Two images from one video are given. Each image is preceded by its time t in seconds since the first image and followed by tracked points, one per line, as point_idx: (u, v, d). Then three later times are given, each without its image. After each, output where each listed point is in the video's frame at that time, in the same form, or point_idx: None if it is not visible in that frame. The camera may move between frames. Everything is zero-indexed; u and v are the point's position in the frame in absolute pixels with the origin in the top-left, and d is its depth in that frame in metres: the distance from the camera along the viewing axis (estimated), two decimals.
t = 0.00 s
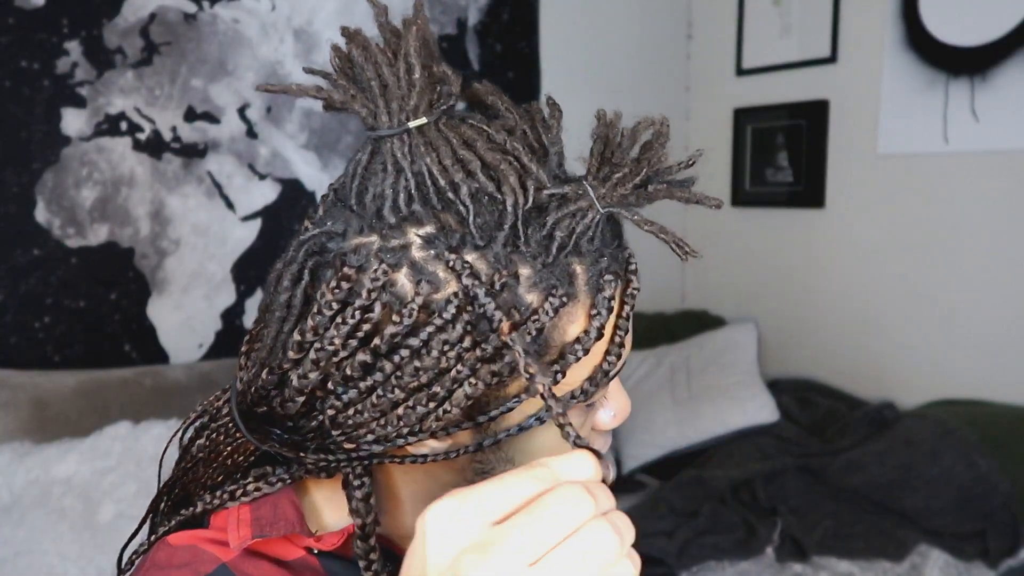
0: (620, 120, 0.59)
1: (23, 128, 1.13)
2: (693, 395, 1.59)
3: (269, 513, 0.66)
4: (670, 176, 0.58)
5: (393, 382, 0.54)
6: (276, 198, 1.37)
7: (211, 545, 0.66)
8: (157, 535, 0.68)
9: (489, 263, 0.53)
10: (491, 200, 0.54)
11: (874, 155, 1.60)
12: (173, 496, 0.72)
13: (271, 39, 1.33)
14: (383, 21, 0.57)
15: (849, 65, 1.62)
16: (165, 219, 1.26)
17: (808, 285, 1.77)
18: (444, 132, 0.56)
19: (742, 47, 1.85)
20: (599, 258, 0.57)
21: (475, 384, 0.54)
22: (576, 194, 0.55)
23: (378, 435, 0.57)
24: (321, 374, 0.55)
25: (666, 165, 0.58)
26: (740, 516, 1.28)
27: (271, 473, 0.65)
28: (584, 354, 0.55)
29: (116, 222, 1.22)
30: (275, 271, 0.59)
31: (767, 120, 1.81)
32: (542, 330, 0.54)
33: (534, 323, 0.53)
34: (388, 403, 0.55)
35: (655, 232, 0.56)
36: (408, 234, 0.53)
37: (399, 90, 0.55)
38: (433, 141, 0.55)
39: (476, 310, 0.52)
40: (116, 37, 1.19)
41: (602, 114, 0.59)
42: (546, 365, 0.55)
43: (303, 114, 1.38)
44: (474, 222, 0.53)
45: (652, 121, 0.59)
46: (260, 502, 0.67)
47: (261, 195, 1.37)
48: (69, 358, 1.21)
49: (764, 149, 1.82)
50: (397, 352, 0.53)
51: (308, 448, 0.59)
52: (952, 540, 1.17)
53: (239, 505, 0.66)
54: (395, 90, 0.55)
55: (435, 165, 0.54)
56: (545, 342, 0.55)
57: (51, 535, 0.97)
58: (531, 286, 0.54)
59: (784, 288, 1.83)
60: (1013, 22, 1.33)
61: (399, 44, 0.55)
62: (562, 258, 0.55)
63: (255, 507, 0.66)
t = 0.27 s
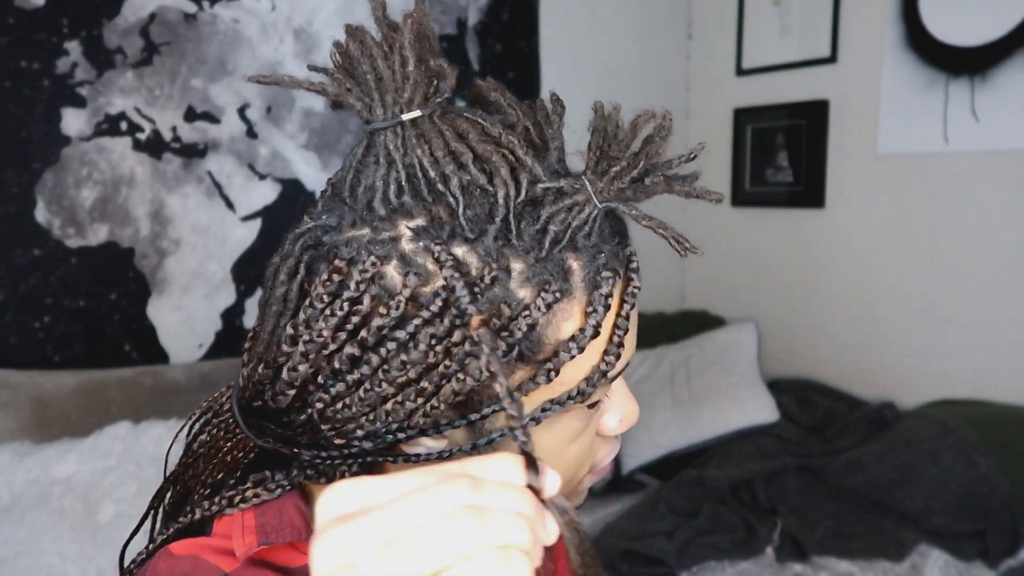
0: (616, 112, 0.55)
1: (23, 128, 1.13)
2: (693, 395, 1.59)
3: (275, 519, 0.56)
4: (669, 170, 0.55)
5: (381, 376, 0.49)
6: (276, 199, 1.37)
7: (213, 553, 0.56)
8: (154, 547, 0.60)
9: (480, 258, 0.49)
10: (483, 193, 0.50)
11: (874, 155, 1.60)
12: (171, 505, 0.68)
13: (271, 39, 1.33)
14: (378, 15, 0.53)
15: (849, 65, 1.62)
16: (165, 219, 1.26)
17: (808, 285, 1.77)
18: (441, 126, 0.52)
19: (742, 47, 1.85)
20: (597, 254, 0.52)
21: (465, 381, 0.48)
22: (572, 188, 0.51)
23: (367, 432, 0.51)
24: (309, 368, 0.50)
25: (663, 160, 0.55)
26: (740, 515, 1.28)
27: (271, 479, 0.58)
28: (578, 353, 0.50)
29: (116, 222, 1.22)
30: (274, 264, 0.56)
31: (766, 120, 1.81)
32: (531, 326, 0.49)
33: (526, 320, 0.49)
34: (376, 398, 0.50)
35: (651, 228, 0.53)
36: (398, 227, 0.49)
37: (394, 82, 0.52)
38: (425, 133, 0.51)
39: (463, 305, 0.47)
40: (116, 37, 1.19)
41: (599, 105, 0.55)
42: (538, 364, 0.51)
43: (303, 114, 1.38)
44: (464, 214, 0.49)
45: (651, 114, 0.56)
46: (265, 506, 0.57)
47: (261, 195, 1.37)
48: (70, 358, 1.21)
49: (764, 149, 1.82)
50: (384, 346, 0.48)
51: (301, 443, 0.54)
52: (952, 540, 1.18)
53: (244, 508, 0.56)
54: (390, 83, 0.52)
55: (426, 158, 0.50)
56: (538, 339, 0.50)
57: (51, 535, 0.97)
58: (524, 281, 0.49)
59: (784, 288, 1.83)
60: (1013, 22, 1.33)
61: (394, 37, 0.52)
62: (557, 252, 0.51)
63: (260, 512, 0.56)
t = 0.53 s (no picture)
0: (581, 92, 0.56)
1: (23, 128, 1.13)
2: (693, 395, 1.59)
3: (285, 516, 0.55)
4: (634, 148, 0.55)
5: (345, 358, 0.48)
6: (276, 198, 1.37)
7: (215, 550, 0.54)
8: (155, 540, 0.58)
9: (441, 239, 0.48)
10: (447, 176, 0.50)
11: (874, 155, 1.60)
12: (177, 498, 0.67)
13: (271, 39, 1.33)
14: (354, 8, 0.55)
15: (849, 66, 1.62)
16: (165, 219, 1.26)
17: (808, 284, 1.77)
18: (408, 114, 0.53)
19: (742, 48, 1.85)
20: (567, 236, 0.51)
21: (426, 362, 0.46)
22: (540, 169, 0.52)
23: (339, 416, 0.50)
24: (280, 352, 0.50)
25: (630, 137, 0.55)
26: (740, 515, 1.28)
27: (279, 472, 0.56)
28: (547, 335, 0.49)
29: (116, 222, 1.22)
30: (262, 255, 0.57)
31: (766, 120, 1.81)
32: (493, 306, 0.48)
33: (488, 301, 0.48)
34: (343, 381, 0.49)
35: (622, 206, 0.52)
36: (366, 212, 0.49)
37: (365, 74, 0.54)
38: (393, 120, 0.52)
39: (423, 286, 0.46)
40: (116, 37, 1.19)
41: (562, 86, 0.56)
42: (502, 347, 0.49)
43: (303, 115, 1.38)
44: (425, 197, 0.49)
45: (619, 91, 0.56)
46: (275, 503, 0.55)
47: (261, 195, 1.37)
48: (70, 358, 1.21)
49: (764, 148, 1.82)
50: (346, 326, 0.47)
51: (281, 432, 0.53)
52: (953, 540, 1.18)
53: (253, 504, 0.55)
54: (361, 75, 0.54)
55: (392, 144, 0.51)
56: (504, 319, 0.49)
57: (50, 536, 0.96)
58: (487, 263, 0.49)
59: (784, 288, 1.83)
60: (1013, 22, 1.34)
61: (366, 30, 0.54)
62: (521, 232, 0.50)
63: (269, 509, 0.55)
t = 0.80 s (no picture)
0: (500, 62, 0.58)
1: (22, 128, 1.13)
2: (693, 395, 1.59)
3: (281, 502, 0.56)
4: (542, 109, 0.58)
5: (280, 320, 0.51)
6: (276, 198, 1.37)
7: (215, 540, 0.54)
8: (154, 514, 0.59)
9: (358, 206, 0.49)
10: (368, 144, 0.50)
11: (874, 155, 1.60)
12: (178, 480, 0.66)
13: (271, 38, 1.33)
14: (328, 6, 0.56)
15: (849, 66, 1.62)
16: (165, 219, 1.26)
17: (809, 285, 1.77)
18: (357, 97, 0.52)
19: (743, 48, 1.85)
20: (482, 197, 0.49)
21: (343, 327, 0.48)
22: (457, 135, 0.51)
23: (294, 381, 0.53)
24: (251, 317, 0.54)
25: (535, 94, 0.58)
26: (740, 515, 1.28)
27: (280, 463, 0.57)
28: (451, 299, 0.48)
29: (116, 222, 1.22)
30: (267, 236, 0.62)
31: (767, 120, 1.81)
32: (396, 266, 0.48)
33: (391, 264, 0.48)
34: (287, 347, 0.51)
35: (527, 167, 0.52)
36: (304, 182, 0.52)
37: (327, 65, 0.54)
38: (338, 102, 0.52)
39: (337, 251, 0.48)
40: (116, 37, 1.19)
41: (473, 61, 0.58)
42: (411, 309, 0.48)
43: (303, 114, 1.38)
44: (344, 165, 0.50)
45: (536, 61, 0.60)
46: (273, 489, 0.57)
47: (261, 195, 1.37)
48: (70, 358, 1.21)
49: (764, 148, 1.82)
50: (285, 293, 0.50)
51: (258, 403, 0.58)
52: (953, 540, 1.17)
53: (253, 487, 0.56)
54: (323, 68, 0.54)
55: (325, 120, 0.52)
56: (412, 282, 0.48)
57: (51, 535, 0.97)
58: (396, 228, 0.48)
59: (784, 288, 1.83)
60: (1014, 22, 1.34)
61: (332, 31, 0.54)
62: (433, 195, 0.49)
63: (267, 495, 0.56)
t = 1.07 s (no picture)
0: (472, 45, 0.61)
1: (23, 128, 1.13)
2: (693, 395, 1.59)
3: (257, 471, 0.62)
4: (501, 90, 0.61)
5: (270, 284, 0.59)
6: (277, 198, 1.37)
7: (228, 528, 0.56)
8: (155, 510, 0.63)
9: (336, 179, 0.57)
10: (346, 129, 0.58)
11: (874, 156, 1.60)
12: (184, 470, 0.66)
13: (271, 38, 1.33)
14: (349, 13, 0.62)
15: (849, 66, 1.62)
16: (165, 219, 1.26)
17: (809, 284, 1.77)
18: (352, 88, 0.59)
19: (743, 47, 1.84)
20: (434, 170, 0.56)
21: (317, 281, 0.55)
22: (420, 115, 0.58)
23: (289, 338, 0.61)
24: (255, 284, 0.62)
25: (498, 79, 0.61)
26: (740, 516, 1.28)
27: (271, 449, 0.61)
28: (399, 258, 0.54)
29: (116, 222, 1.22)
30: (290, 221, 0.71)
31: (767, 120, 1.81)
32: (357, 232, 0.55)
33: (352, 227, 0.55)
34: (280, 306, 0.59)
35: (480, 146, 0.57)
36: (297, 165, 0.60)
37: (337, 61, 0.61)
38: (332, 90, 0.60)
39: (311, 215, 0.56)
40: (116, 37, 1.19)
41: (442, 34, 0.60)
42: (371, 266, 0.55)
43: (303, 115, 1.38)
44: (331, 145, 0.58)
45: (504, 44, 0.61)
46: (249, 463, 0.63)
47: (261, 195, 1.37)
48: (70, 358, 1.21)
49: (764, 148, 1.82)
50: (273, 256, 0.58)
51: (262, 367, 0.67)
52: (952, 540, 1.18)
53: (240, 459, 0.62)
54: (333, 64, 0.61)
55: (321, 110, 0.60)
56: (373, 244, 0.56)
57: (50, 534, 0.96)
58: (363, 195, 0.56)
59: (784, 288, 1.83)
60: (1014, 22, 1.34)
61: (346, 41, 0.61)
62: (394, 168, 0.56)
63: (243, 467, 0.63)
